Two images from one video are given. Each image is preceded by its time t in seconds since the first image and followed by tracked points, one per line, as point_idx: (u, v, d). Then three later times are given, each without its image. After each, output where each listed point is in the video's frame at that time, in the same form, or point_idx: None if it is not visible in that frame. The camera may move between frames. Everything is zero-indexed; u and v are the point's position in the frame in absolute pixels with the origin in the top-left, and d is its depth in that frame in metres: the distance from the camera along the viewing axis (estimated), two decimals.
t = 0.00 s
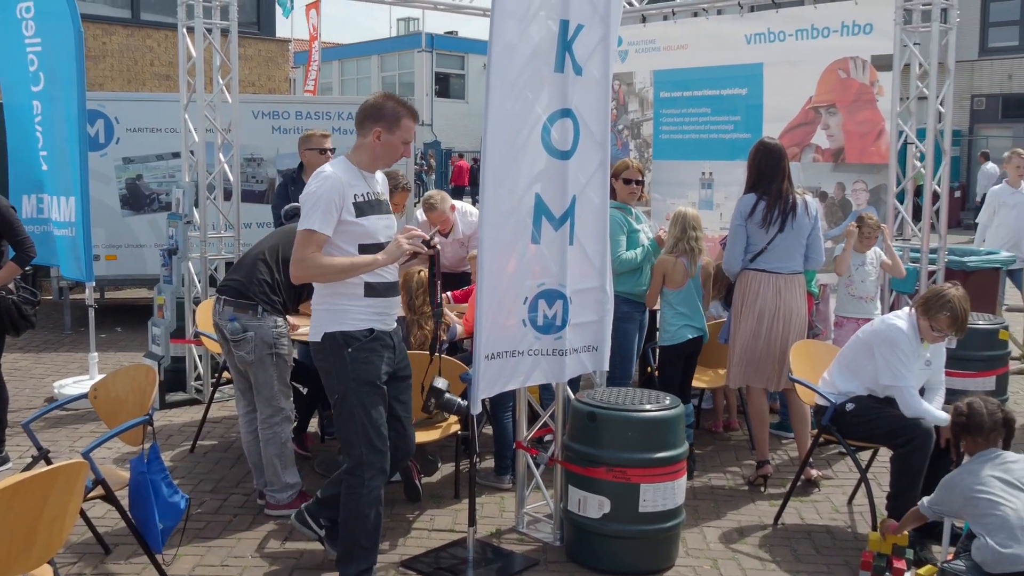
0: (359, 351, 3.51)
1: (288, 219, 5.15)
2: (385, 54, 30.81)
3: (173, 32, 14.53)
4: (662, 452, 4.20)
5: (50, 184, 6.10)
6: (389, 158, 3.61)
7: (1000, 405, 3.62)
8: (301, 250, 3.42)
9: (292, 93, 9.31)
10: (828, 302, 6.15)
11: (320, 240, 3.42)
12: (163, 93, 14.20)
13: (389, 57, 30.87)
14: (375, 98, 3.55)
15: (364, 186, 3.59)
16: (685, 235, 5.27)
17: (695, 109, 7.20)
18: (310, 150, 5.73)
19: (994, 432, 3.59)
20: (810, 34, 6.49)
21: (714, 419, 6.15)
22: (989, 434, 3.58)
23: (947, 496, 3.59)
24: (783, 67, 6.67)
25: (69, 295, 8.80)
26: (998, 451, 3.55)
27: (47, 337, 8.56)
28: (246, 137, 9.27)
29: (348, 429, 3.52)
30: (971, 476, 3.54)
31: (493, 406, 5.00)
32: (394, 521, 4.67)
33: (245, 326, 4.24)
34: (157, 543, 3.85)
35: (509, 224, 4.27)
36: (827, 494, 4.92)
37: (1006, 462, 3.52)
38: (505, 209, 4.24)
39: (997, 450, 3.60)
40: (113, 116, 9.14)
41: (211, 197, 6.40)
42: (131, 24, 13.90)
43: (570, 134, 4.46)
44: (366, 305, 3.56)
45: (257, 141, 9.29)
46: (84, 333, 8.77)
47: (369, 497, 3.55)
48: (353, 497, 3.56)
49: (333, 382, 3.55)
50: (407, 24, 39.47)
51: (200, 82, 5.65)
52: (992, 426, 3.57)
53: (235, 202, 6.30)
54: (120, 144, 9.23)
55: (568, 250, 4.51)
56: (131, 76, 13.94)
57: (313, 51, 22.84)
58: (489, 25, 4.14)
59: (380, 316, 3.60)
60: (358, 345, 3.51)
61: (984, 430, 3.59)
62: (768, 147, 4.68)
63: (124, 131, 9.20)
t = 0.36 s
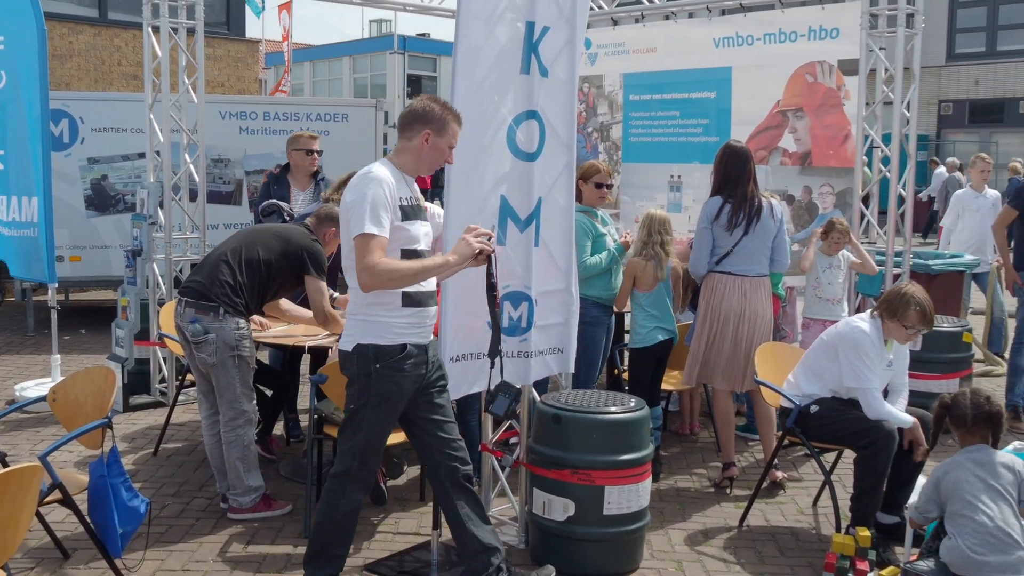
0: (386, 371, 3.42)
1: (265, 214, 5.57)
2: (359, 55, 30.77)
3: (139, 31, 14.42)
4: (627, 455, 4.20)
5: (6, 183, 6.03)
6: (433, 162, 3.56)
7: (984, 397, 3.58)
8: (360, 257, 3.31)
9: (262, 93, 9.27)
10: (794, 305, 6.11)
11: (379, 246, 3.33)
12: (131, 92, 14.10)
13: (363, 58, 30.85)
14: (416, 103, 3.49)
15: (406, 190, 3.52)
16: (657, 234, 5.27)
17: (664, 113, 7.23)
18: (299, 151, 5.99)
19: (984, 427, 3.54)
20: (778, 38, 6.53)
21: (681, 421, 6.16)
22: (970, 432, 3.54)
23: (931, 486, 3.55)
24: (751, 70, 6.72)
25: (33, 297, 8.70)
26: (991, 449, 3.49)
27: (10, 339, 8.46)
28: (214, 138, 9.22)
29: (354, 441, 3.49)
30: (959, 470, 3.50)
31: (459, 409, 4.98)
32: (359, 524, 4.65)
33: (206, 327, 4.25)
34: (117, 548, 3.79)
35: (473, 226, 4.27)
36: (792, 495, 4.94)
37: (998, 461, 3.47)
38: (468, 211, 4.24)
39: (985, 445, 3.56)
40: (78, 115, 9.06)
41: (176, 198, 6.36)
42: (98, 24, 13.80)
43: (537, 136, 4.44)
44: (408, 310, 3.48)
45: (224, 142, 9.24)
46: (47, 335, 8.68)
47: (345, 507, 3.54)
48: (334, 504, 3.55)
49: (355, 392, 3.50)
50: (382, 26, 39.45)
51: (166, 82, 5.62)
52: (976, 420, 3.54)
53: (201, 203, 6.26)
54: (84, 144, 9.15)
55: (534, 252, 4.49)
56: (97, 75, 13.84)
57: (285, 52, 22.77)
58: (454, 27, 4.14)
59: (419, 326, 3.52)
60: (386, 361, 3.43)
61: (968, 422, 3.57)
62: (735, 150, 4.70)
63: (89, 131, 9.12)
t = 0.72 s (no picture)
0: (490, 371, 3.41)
1: (242, 213, 5.72)
2: (328, 55, 30.72)
3: (104, 28, 14.25)
4: (593, 455, 4.20)
5: None
6: (498, 158, 3.51)
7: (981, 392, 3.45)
8: (432, 247, 3.23)
9: (229, 92, 9.20)
10: (760, 307, 6.12)
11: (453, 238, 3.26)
12: (96, 90, 13.93)
13: (333, 59, 30.80)
14: (480, 99, 3.44)
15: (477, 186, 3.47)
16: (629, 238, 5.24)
17: (634, 115, 7.26)
18: (283, 151, 5.90)
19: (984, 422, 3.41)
20: (745, 42, 6.58)
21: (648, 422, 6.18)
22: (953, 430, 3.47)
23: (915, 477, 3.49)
24: (718, 74, 6.76)
25: None
26: (982, 448, 3.39)
27: None
28: (179, 136, 9.11)
29: (476, 449, 3.42)
30: (945, 465, 3.41)
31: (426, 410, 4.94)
32: (324, 526, 4.61)
33: (168, 329, 4.21)
34: (76, 553, 3.74)
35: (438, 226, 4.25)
36: (757, 495, 4.96)
37: (987, 461, 3.37)
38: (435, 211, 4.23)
39: (980, 441, 3.45)
40: (40, 113, 8.95)
41: (140, 197, 6.29)
42: (62, 20, 13.62)
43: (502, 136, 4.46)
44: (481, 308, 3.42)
45: (189, 141, 9.15)
46: (7, 337, 8.56)
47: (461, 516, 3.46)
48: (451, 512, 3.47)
49: (453, 399, 3.45)
50: (352, 26, 39.37)
51: (129, 80, 5.56)
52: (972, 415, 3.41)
53: (165, 202, 6.20)
54: (46, 142, 9.03)
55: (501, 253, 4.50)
56: (61, 73, 13.68)
57: (253, 51, 22.64)
58: (421, 27, 4.07)
59: (498, 327, 3.48)
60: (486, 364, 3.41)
61: (964, 417, 3.44)
62: (701, 152, 4.71)
63: (52, 129, 9.01)
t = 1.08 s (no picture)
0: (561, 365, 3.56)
1: (209, 211, 5.66)
2: (287, 53, 30.49)
3: (58, 22, 13.97)
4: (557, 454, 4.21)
5: None
6: (543, 167, 3.68)
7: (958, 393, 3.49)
8: (522, 259, 3.32)
9: (186, 89, 9.05)
10: (722, 306, 6.17)
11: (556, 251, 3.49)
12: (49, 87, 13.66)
13: (291, 57, 30.57)
14: (529, 113, 3.61)
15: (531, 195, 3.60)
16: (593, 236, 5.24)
17: (596, 115, 7.31)
18: (251, 150, 5.82)
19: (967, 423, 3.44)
20: (707, 43, 6.63)
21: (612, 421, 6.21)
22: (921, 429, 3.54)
23: (896, 468, 3.55)
24: (679, 75, 6.82)
25: None
26: (966, 451, 3.44)
27: None
28: (136, 134, 8.91)
29: (564, 442, 3.54)
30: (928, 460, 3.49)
31: (389, 410, 4.90)
32: (286, 529, 4.56)
33: (122, 330, 4.15)
34: (28, 558, 3.65)
35: (402, 226, 4.23)
36: (719, 493, 5.00)
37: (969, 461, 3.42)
38: (398, 211, 4.21)
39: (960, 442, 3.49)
40: None
41: (95, 196, 6.17)
42: (14, 14, 13.31)
43: (466, 136, 4.44)
44: (547, 310, 3.55)
45: (147, 138, 8.99)
46: None
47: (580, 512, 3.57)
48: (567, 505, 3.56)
49: (532, 401, 3.51)
50: (310, 24, 39.09)
51: (84, 76, 5.45)
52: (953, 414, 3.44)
53: (122, 201, 6.09)
54: None
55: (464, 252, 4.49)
56: (13, 68, 13.38)
57: (210, 48, 22.35)
58: (383, 26, 4.07)
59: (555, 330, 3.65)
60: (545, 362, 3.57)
61: (945, 417, 3.48)
62: (663, 153, 4.70)
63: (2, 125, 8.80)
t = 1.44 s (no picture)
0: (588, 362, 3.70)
1: (152, 209, 5.59)
2: (235, 49, 30.28)
3: None
4: (505, 453, 4.21)
5: None
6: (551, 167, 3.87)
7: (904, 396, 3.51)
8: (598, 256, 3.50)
9: (127, 86, 8.89)
10: (670, 304, 6.19)
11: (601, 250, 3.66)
12: None
13: (240, 53, 30.32)
14: (563, 116, 3.68)
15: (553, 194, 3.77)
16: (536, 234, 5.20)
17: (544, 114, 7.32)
18: (195, 147, 5.73)
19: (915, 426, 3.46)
20: (655, 43, 6.66)
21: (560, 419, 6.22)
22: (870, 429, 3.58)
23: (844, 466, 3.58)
24: (626, 74, 6.85)
25: None
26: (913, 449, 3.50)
27: None
28: (76, 130, 8.83)
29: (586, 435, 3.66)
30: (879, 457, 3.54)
31: (336, 410, 4.86)
32: (232, 531, 4.51)
33: (60, 331, 4.07)
34: None
35: (349, 225, 4.19)
36: (667, 489, 5.02)
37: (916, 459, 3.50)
38: (345, 209, 4.17)
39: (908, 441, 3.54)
40: None
41: (33, 193, 6.03)
42: None
43: (413, 134, 4.41)
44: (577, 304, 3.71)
45: (87, 135, 8.87)
46: None
47: (583, 507, 3.67)
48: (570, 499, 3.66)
49: (570, 392, 3.58)
50: (257, 21, 38.68)
51: (22, 71, 5.33)
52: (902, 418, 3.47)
53: (62, 199, 5.97)
54: None
55: (412, 250, 4.46)
56: None
57: (155, 44, 22.03)
58: (330, 22, 4.03)
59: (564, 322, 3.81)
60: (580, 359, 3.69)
61: (895, 419, 3.51)
62: (611, 152, 4.68)
63: None
